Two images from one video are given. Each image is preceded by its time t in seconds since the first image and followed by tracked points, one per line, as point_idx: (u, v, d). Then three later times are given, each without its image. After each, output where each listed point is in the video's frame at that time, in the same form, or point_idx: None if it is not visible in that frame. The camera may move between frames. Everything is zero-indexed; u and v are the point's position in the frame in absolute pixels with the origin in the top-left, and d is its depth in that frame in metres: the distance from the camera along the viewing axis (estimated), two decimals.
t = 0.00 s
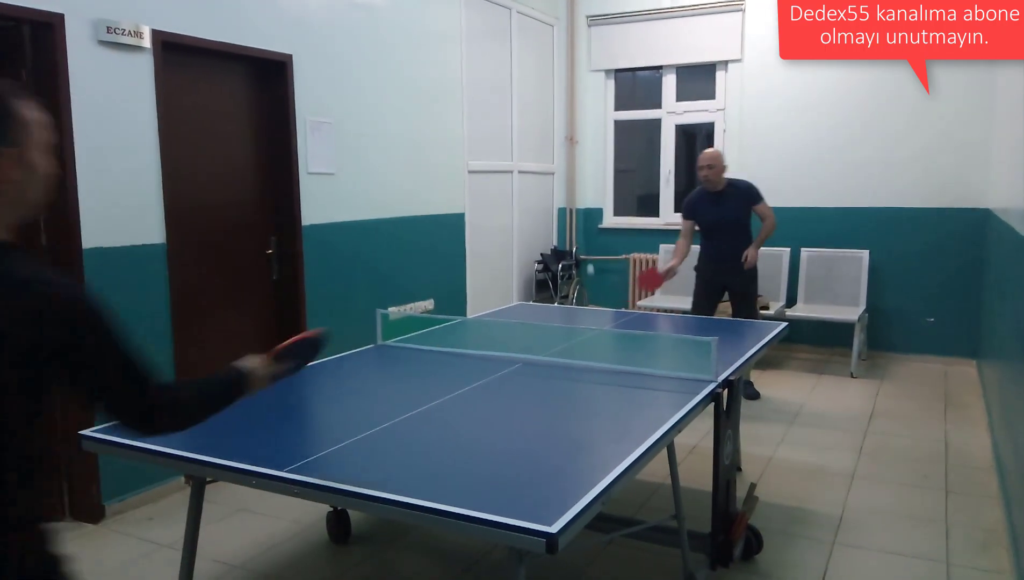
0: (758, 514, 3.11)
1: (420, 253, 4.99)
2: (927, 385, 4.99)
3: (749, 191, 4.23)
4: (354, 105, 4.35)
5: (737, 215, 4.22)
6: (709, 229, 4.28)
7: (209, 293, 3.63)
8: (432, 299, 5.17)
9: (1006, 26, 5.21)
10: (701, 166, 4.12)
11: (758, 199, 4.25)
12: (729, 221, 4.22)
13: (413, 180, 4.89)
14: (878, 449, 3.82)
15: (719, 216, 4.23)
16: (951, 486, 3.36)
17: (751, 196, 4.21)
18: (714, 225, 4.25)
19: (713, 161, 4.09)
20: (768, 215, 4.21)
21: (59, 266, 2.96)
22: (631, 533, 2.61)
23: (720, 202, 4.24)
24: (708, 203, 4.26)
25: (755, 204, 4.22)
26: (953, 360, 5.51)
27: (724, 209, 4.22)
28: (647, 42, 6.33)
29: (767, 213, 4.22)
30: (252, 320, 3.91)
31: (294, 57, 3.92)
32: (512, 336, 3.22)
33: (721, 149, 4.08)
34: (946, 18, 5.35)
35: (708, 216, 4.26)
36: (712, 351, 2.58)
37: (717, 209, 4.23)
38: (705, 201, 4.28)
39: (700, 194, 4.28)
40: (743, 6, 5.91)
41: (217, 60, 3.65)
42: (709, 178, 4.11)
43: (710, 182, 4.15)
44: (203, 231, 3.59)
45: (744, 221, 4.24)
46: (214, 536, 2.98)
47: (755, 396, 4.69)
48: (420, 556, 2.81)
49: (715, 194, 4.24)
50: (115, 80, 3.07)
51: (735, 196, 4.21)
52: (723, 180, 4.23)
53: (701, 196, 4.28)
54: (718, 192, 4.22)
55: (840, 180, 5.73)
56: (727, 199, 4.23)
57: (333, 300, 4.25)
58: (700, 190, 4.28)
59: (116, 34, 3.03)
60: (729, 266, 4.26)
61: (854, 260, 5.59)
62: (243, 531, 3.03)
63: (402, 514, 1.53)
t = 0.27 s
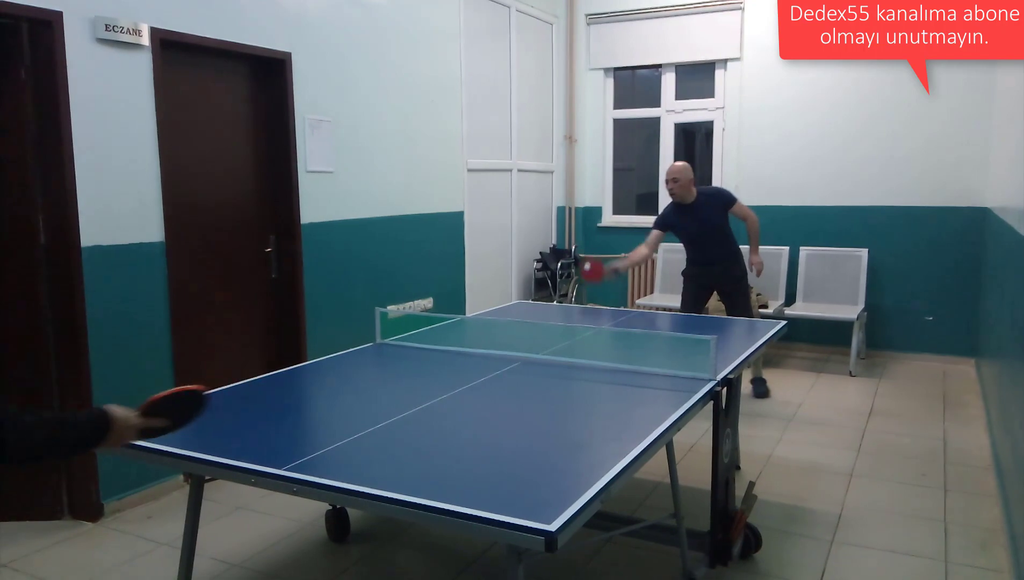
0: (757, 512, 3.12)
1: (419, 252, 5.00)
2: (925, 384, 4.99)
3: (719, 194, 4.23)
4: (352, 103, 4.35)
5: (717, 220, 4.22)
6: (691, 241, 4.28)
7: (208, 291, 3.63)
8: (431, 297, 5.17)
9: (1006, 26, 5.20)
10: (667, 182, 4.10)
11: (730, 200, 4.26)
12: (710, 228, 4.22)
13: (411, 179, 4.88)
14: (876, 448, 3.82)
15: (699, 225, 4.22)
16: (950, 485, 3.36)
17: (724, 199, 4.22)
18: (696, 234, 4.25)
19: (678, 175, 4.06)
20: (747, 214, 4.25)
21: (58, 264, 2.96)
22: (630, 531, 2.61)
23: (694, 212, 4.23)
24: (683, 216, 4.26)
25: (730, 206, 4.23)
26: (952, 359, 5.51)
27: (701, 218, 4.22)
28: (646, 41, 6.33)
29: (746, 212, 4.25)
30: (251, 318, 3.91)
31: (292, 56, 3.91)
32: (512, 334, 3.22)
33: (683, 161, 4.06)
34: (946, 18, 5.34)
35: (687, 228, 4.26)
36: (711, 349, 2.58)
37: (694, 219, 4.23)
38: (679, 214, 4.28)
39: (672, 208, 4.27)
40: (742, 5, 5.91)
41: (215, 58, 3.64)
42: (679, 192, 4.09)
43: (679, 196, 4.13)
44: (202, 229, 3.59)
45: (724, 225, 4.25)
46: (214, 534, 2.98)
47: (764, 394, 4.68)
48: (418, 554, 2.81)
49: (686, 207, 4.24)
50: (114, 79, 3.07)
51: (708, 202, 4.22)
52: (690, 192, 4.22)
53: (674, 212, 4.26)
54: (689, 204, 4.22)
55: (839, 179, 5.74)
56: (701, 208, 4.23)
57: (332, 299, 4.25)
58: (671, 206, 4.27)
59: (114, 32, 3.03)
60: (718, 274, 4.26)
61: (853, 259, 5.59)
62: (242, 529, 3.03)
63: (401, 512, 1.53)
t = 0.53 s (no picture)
0: (755, 511, 3.12)
1: (419, 251, 5.00)
2: (923, 383, 5.00)
3: (723, 191, 4.27)
4: (352, 102, 4.35)
5: (715, 214, 4.26)
6: (688, 231, 4.32)
7: (206, 290, 3.63)
8: (430, 296, 5.17)
9: (1006, 26, 5.20)
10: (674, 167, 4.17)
11: (733, 198, 4.30)
12: (709, 221, 4.26)
13: (410, 178, 4.88)
14: (874, 448, 3.83)
15: (699, 217, 4.26)
16: (948, 484, 3.37)
17: (727, 195, 4.25)
18: (694, 225, 4.28)
19: (685, 161, 4.14)
20: (745, 215, 4.27)
21: (56, 261, 2.96)
22: (628, 530, 2.61)
23: (696, 204, 4.28)
24: (685, 206, 4.30)
25: (731, 203, 4.26)
26: (950, 359, 5.52)
27: (701, 210, 4.26)
28: (645, 40, 6.33)
29: (744, 212, 4.27)
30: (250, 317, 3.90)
31: (292, 54, 3.91)
32: (510, 333, 3.22)
33: (694, 150, 4.14)
34: (946, 18, 5.34)
35: (685, 217, 4.30)
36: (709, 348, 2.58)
37: (693, 211, 4.27)
38: (682, 203, 4.33)
39: (676, 197, 4.33)
40: (741, 4, 5.91)
41: (214, 56, 3.64)
42: (682, 179, 4.15)
43: (683, 183, 4.20)
44: (200, 228, 3.58)
45: (722, 222, 4.27)
46: (212, 532, 2.98)
47: (773, 394, 4.68)
48: (416, 552, 2.81)
49: (689, 197, 4.29)
50: (112, 77, 3.06)
51: (711, 196, 4.26)
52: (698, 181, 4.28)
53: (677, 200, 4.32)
54: (692, 194, 4.27)
55: (837, 178, 5.74)
56: (702, 200, 4.28)
57: (331, 297, 4.25)
58: (676, 194, 4.33)
59: (113, 30, 3.02)
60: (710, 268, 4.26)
61: (851, 259, 5.59)
62: (241, 527, 3.03)
63: (400, 510, 1.53)
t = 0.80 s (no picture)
0: (763, 515, 3.11)
1: (425, 253, 5.00)
2: (931, 386, 4.98)
3: (759, 192, 4.13)
4: (358, 105, 4.36)
5: (745, 215, 4.14)
6: (715, 227, 4.22)
7: (214, 292, 3.64)
8: (436, 298, 5.17)
9: (1006, 27, 5.20)
10: (714, 161, 4.05)
11: (768, 200, 4.15)
12: (737, 221, 4.15)
13: (417, 180, 4.89)
14: (882, 451, 3.81)
15: (728, 215, 4.16)
16: (956, 487, 3.35)
17: (761, 197, 4.11)
18: (721, 223, 4.19)
19: (726, 157, 4.02)
20: (776, 220, 4.12)
21: (65, 262, 2.97)
22: (634, 533, 2.61)
23: (729, 201, 4.15)
24: (717, 201, 4.19)
25: (764, 206, 4.13)
26: (958, 361, 5.49)
27: (732, 209, 4.15)
28: (651, 42, 6.33)
29: (775, 217, 4.12)
30: (257, 319, 3.91)
31: (299, 57, 3.92)
32: (517, 335, 3.22)
33: (735, 146, 4.01)
34: (946, 18, 5.34)
35: (715, 214, 4.20)
36: (716, 351, 2.58)
37: (724, 208, 4.16)
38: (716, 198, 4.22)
39: (711, 191, 4.22)
40: (747, 6, 5.91)
41: (222, 59, 3.65)
42: (719, 174, 4.04)
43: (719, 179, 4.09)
44: (208, 230, 3.59)
45: (751, 223, 4.17)
46: (219, 534, 2.99)
47: (773, 397, 4.66)
48: (423, 555, 2.81)
49: (725, 193, 4.17)
50: (121, 80, 3.08)
51: (745, 197, 4.12)
52: (734, 177, 4.15)
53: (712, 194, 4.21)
54: (727, 191, 4.15)
55: (844, 181, 5.73)
56: (736, 198, 4.15)
57: (337, 299, 4.26)
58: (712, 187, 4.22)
59: (121, 33, 3.04)
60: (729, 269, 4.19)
61: (858, 261, 5.58)
62: (248, 529, 3.04)
63: (407, 513, 1.53)
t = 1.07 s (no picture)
0: (765, 518, 3.10)
1: (427, 256, 5.01)
2: (934, 389, 4.97)
3: (777, 194, 4.17)
4: (360, 108, 4.36)
5: (760, 215, 4.17)
6: (729, 225, 4.25)
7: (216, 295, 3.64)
8: (438, 301, 5.17)
9: (1005, 27, 5.22)
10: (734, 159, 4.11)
11: (786, 204, 4.18)
12: (753, 219, 4.18)
13: (419, 183, 4.89)
14: (885, 454, 3.80)
15: (744, 213, 4.19)
16: (960, 490, 3.34)
17: (778, 199, 4.15)
18: (736, 221, 4.22)
19: (747, 156, 4.07)
20: (791, 223, 4.13)
21: (68, 266, 2.98)
22: (637, 536, 2.61)
23: (746, 200, 4.20)
24: (735, 199, 4.24)
25: (781, 208, 4.16)
26: (961, 364, 5.49)
27: (748, 208, 4.19)
28: (653, 45, 6.33)
29: (790, 220, 4.14)
30: (258, 321, 3.92)
31: (301, 60, 3.93)
32: (519, 338, 3.22)
33: (757, 146, 4.07)
34: (946, 18, 5.35)
35: (731, 211, 4.24)
36: (718, 354, 2.57)
37: (741, 206, 4.20)
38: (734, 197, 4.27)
39: (729, 189, 4.27)
40: (749, 8, 5.91)
41: (224, 63, 3.66)
42: (738, 172, 4.09)
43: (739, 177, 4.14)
44: (210, 233, 3.60)
45: (766, 224, 4.18)
46: (221, 537, 2.99)
47: (775, 400, 4.67)
48: (425, 558, 2.80)
49: (743, 192, 4.22)
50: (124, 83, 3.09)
51: (762, 197, 4.17)
52: (754, 179, 4.20)
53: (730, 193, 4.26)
54: (746, 190, 4.19)
55: (846, 183, 5.72)
56: (754, 197, 4.19)
57: (339, 302, 4.26)
58: (731, 186, 4.28)
59: (124, 37, 3.04)
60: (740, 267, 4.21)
61: (860, 264, 5.58)
62: (250, 532, 3.03)
63: (409, 515, 1.53)
